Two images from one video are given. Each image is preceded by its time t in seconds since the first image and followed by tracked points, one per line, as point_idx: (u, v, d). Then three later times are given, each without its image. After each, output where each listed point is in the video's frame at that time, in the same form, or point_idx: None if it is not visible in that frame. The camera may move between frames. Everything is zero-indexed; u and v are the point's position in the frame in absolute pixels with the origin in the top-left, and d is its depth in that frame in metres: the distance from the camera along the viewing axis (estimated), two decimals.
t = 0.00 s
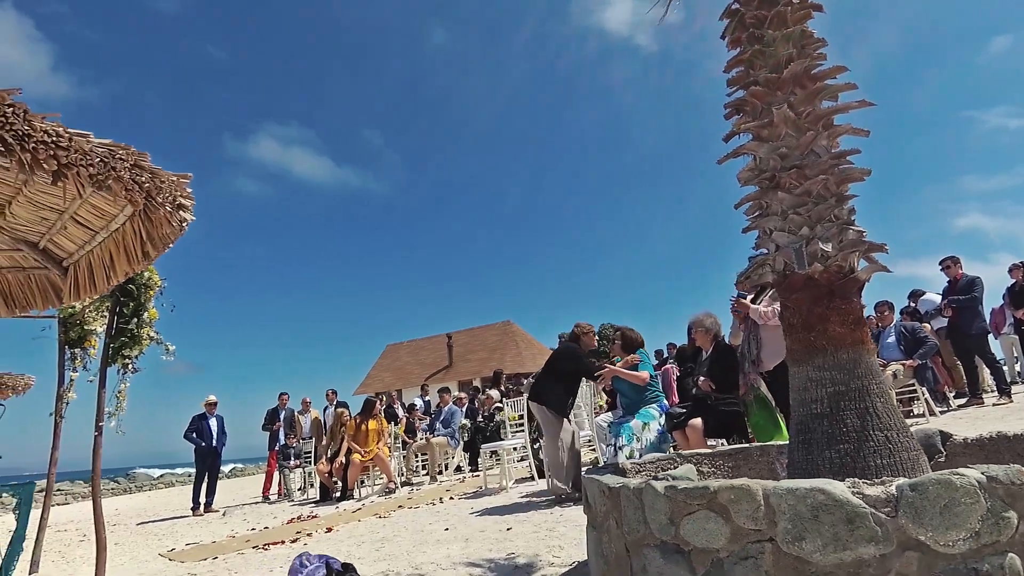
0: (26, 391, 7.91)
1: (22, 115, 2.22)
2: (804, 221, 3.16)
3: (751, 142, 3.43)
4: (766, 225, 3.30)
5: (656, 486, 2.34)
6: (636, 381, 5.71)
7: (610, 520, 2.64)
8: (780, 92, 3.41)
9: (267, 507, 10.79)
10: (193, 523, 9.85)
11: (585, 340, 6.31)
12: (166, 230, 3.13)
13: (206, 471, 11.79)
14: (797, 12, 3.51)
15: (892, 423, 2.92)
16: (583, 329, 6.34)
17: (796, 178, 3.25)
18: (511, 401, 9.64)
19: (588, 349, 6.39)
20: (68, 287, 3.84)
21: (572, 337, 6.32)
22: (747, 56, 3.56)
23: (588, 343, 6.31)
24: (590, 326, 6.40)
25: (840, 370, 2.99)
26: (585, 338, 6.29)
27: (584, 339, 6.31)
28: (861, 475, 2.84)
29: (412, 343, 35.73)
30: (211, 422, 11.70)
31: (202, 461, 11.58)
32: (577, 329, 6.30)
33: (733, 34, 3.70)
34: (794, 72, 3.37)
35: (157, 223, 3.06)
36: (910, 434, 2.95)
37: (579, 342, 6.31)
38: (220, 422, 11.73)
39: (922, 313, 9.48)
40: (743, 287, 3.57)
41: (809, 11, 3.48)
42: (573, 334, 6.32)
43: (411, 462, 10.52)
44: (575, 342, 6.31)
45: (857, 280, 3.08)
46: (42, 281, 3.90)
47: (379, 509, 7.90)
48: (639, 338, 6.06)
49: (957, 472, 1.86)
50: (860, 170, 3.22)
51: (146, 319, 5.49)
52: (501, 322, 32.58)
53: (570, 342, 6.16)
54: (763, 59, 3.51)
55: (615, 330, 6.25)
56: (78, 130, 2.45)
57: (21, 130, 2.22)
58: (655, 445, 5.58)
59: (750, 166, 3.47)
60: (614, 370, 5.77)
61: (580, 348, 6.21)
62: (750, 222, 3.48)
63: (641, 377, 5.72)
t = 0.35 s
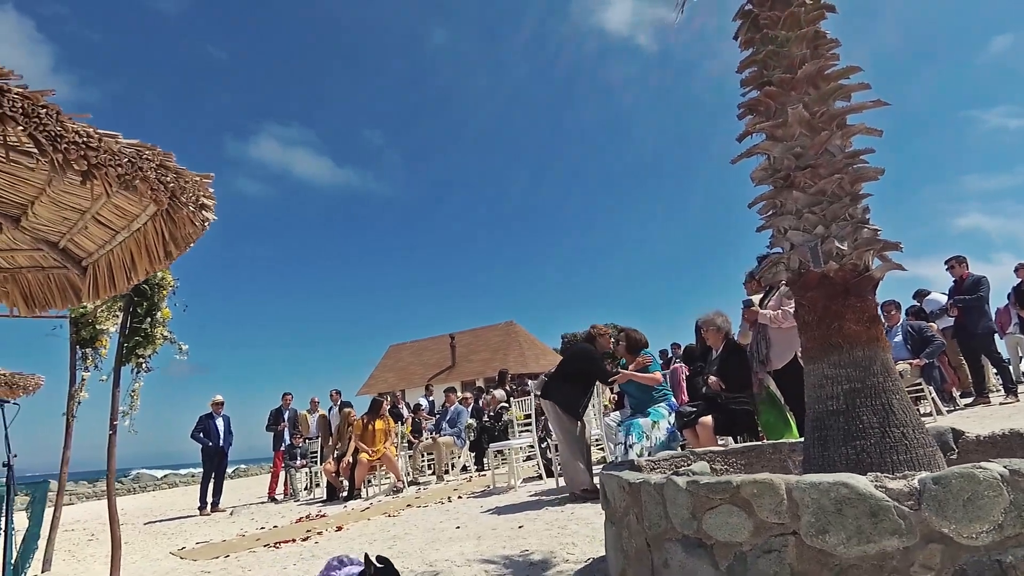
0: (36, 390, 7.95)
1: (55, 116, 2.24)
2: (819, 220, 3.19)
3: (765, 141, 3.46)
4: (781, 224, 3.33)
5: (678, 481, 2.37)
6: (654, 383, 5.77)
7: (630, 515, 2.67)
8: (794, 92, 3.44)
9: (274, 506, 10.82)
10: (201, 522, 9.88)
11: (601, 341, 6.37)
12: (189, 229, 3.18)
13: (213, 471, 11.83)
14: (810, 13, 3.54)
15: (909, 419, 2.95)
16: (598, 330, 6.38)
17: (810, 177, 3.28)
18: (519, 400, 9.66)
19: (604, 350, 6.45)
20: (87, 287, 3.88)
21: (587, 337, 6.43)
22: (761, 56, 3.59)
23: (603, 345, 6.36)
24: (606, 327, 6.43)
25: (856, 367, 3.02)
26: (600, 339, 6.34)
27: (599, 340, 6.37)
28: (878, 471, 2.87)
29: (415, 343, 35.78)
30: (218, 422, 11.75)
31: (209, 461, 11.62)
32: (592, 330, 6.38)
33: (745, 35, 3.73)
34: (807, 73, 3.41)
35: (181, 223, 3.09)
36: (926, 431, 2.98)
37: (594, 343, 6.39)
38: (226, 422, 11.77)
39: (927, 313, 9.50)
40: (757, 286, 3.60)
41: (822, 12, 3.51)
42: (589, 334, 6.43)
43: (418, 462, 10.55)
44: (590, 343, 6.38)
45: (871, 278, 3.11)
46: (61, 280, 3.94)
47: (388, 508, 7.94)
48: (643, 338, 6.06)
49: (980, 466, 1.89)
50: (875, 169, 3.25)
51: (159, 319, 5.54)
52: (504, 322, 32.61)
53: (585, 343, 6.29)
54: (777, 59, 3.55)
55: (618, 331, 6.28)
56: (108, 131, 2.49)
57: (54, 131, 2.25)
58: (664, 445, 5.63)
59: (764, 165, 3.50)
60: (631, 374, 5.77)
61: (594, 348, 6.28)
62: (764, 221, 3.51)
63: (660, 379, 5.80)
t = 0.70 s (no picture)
0: (45, 389, 7.98)
1: (84, 116, 2.28)
2: (832, 218, 3.22)
3: (777, 141, 3.49)
4: (793, 222, 3.36)
5: (697, 476, 2.39)
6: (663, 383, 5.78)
7: (648, 510, 2.70)
8: (806, 92, 3.47)
9: (280, 506, 10.85)
10: (208, 521, 9.91)
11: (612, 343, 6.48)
12: (209, 228, 3.22)
13: (219, 471, 11.86)
14: (822, 14, 3.57)
15: (922, 415, 2.98)
16: (610, 332, 6.54)
17: (823, 176, 3.31)
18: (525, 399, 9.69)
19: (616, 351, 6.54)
20: (105, 286, 3.93)
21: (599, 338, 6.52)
22: (773, 56, 3.62)
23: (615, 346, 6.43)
24: (619, 329, 6.56)
25: (869, 364, 3.05)
26: (612, 341, 6.47)
27: (611, 342, 6.49)
28: (892, 466, 2.92)
29: (418, 344, 35.80)
30: (224, 422, 11.79)
31: (215, 461, 11.65)
32: (604, 331, 6.48)
33: (757, 35, 3.76)
34: (820, 72, 3.43)
35: (201, 222, 3.13)
36: (939, 426, 3.02)
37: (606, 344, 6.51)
38: (232, 422, 11.81)
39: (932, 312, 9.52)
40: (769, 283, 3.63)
41: (833, 13, 3.54)
42: (601, 335, 6.55)
43: (424, 461, 10.57)
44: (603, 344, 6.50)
45: (884, 276, 3.14)
46: (79, 280, 3.98)
47: (395, 507, 7.96)
48: (648, 338, 6.08)
49: (1000, 459, 1.91)
50: (887, 168, 3.28)
51: (171, 318, 5.58)
52: (506, 322, 32.64)
53: (596, 344, 6.33)
54: (789, 59, 3.57)
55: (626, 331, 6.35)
56: (133, 131, 2.53)
57: (84, 131, 2.29)
58: (672, 442, 5.63)
59: (776, 164, 3.53)
60: (638, 376, 5.78)
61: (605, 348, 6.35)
62: (776, 219, 3.54)
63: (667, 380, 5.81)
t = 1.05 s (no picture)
0: (57, 389, 8.04)
1: (115, 120, 2.32)
2: (846, 218, 3.25)
3: (791, 141, 3.52)
4: (807, 222, 3.39)
5: (717, 473, 2.42)
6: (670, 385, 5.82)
7: (667, 507, 2.72)
8: (819, 93, 3.50)
9: (288, 506, 10.89)
10: (217, 521, 9.95)
11: (621, 343, 6.51)
12: (231, 229, 3.26)
13: (227, 471, 11.90)
14: (834, 15, 3.60)
15: (937, 412, 3.02)
16: (619, 331, 6.54)
17: (837, 176, 3.34)
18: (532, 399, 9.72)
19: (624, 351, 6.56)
20: (124, 286, 3.97)
21: (608, 338, 6.55)
22: (786, 57, 3.64)
23: (624, 346, 6.47)
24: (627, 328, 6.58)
25: (884, 362, 3.09)
26: (621, 340, 6.48)
27: (619, 342, 6.50)
28: (908, 463, 2.95)
29: (422, 344, 35.85)
30: (232, 422, 11.84)
31: (223, 461, 11.69)
32: (613, 331, 6.50)
33: (769, 36, 3.78)
34: (833, 73, 3.46)
35: (224, 224, 3.17)
36: (954, 423, 3.05)
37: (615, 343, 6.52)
38: (240, 422, 11.86)
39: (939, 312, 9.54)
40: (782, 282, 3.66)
41: (845, 14, 3.57)
42: (610, 335, 6.56)
43: (431, 461, 10.61)
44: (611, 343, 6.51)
45: (899, 275, 3.16)
46: (98, 280, 4.02)
47: (405, 506, 7.99)
48: (658, 338, 6.11)
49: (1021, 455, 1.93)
50: (900, 168, 3.30)
51: (184, 319, 5.62)
52: (510, 322, 32.68)
53: (606, 343, 6.38)
54: (802, 60, 3.60)
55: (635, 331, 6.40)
56: (161, 134, 2.57)
57: (115, 134, 2.32)
58: (682, 441, 5.65)
59: (789, 165, 3.55)
60: (646, 377, 5.81)
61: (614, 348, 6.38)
62: (789, 219, 3.57)
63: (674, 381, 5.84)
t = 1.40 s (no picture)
0: (75, 390, 8.15)
1: (148, 126, 2.37)
2: (863, 218, 3.27)
3: (806, 142, 3.54)
4: (823, 222, 3.41)
5: (739, 471, 2.45)
6: (680, 385, 5.84)
7: (688, 505, 2.75)
8: (835, 93, 3.52)
9: (301, 505, 10.96)
10: (231, 521, 10.03)
11: (633, 341, 6.53)
12: (255, 232, 3.32)
13: (241, 471, 12.00)
14: (849, 16, 3.62)
15: (957, 411, 3.03)
16: (631, 331, 6.57)
17: (854, 176, 3.36)
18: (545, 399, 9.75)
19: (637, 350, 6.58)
20: (147, 289, 4.03)
21: (619, 336, 6.57)
22: (801, 58, 3.66)
23: (636, 345, 6.52)
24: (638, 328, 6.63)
25: (903, 361, 3.10)
26: (633, 339, 6.50)
27: (632, 341, 6.53)
28: (927, 462, 2.97)
29: (431, 344, 35.95)
30: (245, 422, 11.95)
31: (237, 461, 11.80)
32: (625, 330, 6.53)
33: (783, 37, 3.81)
34: (849, 74, 3.48)
35: (248, 227, 3.23)
36: (973, 422, 3.07)
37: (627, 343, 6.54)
38: (253, 423, 11.96)
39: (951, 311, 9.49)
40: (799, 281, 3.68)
41: (861, 14, 3.58)
42: (621, 334, 6.62)
43: (443, 461, 10.67)
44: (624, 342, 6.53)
45: (916, 274, 3.18)
46: (121, 282, 4.09)
47: (418, 506, 8.04)
48: (672, 338, 6.10)
49: None
50: (917, 168, 3.32)
51: (203, 320, 5.70)
52: (518, 323, 32.72)
53: (619, 342, 6.42)
54: (817, 61, 3.62)
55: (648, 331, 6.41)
56: (191, 140, 2.63)
57: (148, 140, 2.38)
58: (696, 441, 5.66)
59: (805, 165, 3.58)
60: (655, 377, 5.83)
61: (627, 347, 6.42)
62: (805, 219, 3.58)
63: (685, 382, 5.86)
